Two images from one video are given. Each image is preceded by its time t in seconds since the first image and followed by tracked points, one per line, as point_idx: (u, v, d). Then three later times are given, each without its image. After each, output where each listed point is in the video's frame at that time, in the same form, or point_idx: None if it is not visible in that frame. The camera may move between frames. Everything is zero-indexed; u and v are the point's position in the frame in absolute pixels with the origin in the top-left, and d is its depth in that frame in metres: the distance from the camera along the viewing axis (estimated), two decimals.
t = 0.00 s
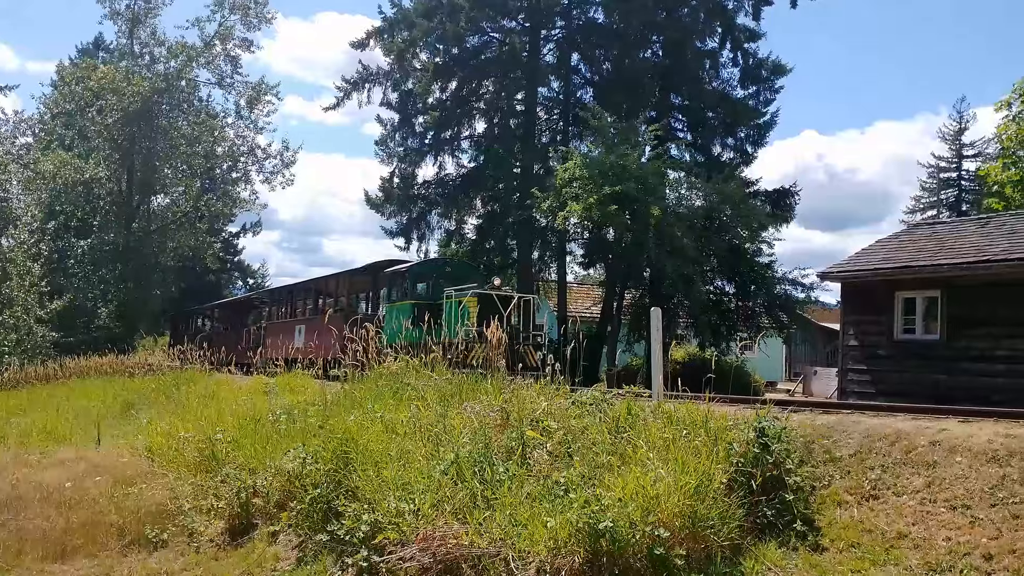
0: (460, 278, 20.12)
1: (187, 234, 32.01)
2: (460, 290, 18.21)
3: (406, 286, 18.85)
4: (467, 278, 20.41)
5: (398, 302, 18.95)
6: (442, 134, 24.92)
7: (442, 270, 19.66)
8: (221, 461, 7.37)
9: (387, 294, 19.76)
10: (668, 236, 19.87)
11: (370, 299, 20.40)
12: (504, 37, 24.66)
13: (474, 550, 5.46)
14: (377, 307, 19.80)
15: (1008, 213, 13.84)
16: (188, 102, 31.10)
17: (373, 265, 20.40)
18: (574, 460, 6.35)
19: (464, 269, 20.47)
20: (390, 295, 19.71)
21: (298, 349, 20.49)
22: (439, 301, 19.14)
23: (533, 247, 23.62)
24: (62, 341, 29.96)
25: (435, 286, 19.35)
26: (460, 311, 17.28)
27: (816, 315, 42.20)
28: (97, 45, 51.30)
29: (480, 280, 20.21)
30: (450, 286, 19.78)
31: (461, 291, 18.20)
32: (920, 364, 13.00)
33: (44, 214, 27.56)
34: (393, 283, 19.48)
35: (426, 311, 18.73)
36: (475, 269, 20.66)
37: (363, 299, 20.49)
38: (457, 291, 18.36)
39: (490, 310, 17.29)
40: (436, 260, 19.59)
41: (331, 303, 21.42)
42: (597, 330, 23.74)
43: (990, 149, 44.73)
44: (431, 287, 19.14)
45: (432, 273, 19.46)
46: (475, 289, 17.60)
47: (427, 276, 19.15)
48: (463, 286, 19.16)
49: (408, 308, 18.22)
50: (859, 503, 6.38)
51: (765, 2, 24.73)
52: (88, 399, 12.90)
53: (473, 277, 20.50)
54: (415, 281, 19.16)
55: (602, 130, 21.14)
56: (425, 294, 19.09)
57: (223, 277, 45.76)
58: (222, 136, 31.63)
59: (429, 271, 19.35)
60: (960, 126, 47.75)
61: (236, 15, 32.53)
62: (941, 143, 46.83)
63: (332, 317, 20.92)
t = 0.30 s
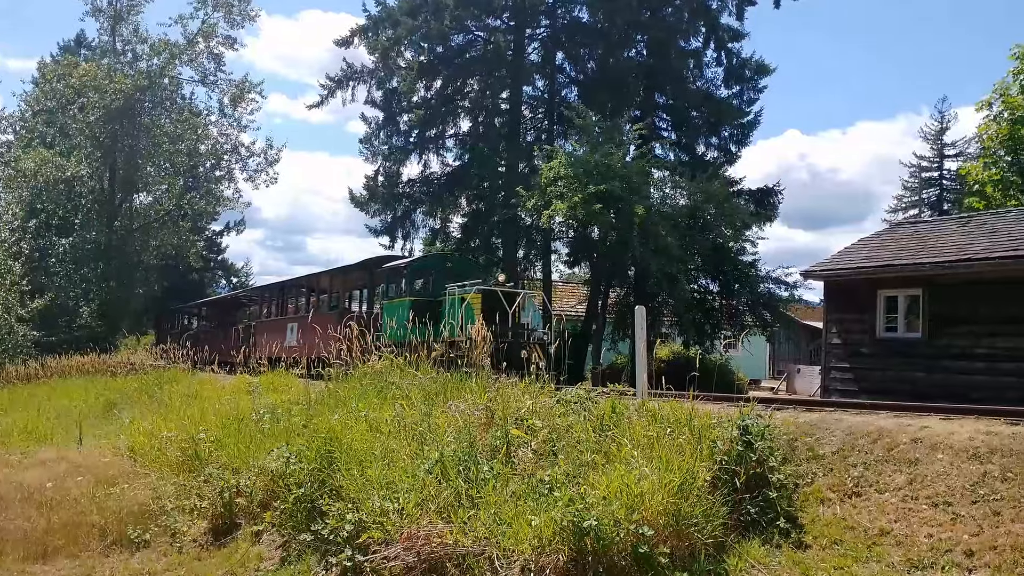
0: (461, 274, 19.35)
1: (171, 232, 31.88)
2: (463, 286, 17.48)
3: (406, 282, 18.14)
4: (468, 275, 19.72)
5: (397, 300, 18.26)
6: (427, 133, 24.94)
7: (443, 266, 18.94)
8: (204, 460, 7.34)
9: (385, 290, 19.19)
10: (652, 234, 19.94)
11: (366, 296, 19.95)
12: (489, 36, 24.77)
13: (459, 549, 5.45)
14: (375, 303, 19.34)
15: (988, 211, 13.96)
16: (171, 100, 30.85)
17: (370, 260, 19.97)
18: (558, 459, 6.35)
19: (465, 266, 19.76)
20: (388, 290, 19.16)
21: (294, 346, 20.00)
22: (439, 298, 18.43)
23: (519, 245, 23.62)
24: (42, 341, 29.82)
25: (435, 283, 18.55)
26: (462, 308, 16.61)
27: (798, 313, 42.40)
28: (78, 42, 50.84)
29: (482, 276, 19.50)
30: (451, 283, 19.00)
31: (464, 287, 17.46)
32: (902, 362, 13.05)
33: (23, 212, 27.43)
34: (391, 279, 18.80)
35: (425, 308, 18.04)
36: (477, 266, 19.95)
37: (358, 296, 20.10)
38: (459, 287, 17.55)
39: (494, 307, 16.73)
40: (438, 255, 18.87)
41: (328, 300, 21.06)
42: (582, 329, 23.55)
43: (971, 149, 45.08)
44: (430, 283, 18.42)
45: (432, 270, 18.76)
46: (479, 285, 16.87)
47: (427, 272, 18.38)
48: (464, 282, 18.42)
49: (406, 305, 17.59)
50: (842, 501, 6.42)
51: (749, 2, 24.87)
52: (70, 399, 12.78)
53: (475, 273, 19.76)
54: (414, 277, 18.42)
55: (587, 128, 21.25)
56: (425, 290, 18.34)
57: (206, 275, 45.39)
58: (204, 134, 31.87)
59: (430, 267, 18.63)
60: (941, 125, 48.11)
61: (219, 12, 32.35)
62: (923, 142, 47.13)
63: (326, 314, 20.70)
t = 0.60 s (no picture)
0: (462, 271, 18.90)
1: (154, 230, 31.16)
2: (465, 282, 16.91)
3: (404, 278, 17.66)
4: (471, 271, 19.11)
5: (397, 297, 17.79)
6: (412, 130, 24.88)
7: (444, 262, 18.40)
8: (187, 460, 7.31)
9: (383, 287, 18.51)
10: (637, 233, 19.98)
11: (363, 292, 19.30)
12: (474, 33, 24.84)
13: (444, 548, 5.44)
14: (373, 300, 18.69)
15: (969, 210, 14.09)
16: (154, 97, 30.54)
17: (367, 257, 19.33)
18: (543, 457, 6.35)
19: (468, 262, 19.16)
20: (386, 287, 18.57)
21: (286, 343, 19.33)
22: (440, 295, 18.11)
23: (504, 244, 23.66)
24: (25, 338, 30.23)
25: (435, 280, 18.24)
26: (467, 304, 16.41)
27: (781, 313, 42.52)
28: (60, 39, 50.35)
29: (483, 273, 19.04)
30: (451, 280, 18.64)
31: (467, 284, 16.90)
32: (885, 360, 13.08)
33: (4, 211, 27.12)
34: (389, 275, 18.31)
35: (426, 305, 17.69)
36: (479, 261, 19.36)
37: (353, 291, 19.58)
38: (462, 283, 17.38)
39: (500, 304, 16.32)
40: (437, 251, 18.34)
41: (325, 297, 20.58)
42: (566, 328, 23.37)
43: (952, 148, 45.35)
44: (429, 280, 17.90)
45: (431, 265, 18.23)
46: (484, 280, 16.59)
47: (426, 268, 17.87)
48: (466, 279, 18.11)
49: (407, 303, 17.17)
50: (825, 498, 6.46)
51: (733, 2, 24.97)
52: (51, 398, 12.67)
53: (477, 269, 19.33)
54: (412, 273, 17.89)
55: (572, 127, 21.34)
56: (426, 287, 17.98)
57: (190, 274, 44.94)
58: (188, 132, 31.26)
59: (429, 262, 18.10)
60: (924, 125, 48.38)
61: (203, 9, 32.14)
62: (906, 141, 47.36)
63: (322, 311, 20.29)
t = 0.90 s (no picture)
0: (462, 266, 18.36)
1: (133, 228, 30.69)
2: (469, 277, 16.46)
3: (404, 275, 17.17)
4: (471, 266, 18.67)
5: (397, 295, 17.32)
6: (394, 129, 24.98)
7: (445, 258, 17.89)
8: (167, 460, 7.27)
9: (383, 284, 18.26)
10: (619, 232, 19.96)
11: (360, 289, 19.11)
12: (457, 32, 25.22)
13: (425, 547, 5.43)
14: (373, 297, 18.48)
15: (948, 210, 14.22)
16: (134, 95, 30.20)
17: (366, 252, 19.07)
18: (525, 456, 6.35)
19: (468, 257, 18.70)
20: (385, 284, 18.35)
21: (269, 338, 18.95)
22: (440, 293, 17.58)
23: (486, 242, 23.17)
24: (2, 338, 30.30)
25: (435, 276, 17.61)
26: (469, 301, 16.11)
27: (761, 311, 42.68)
28: (38, 36, 49.79)
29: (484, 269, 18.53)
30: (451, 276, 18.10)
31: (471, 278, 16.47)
32: (865, 358, 13.15)
33: None
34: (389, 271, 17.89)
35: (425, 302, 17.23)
36: (479, 255, 18.90)
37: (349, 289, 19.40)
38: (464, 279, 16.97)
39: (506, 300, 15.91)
40: (439, 246, 17.81)
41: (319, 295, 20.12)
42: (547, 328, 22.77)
43: (932, 148, 45.68)
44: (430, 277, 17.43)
45: (432, 261, 17.71)
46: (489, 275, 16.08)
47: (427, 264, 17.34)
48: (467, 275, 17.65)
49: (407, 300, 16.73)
50: (804, 495, 6.50)
51: (714, 2, 25.13)
52: (29, 399, 12.49)
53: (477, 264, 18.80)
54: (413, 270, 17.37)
55: (554, 126, 21.79)
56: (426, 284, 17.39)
57: (170, 273, 44.40)
58: (168, 130, 30.70)
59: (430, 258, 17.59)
60: (903, 125, 48.77)
61: (184, 6, 31.92)
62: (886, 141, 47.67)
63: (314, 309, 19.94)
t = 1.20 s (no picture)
0: (462, 261, 17.92)
1: (108, 226, 29.74)
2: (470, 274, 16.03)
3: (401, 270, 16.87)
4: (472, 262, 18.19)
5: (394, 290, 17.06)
6: (372, 126, 25.07)
7: (444, 253, 17.51)
8: (142, 460, 7.22)
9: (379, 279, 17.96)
10: (597, 229, 20.04)
11: (352, 286, 18.79)
12: (435, 30, 24.99)
13: (403, 545, 5.42)
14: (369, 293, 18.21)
15: (922, 209, 14.40)
16: (109, 91, 29.73)
17: (359, 250, 18.97)
18: (503, 454, 6.36)
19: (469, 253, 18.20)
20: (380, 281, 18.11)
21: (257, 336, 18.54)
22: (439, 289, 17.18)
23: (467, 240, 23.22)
24: None
25: (434, 272, 17.27)
26: (472, 297, 15.67)
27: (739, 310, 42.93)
28: (11, 31, 49.06)
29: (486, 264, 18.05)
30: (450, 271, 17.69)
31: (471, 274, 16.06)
32: (840, 356, 13.26)
33: None
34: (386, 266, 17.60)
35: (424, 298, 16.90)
36: (481, 250, 18.41)
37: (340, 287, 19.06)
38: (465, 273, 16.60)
39: (509, 296, 15.45)
40: (438, 241, 17.45)
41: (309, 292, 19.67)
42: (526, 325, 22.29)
43: (907, 147, 46.10)
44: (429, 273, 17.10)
45: (431, 257, 17.37)
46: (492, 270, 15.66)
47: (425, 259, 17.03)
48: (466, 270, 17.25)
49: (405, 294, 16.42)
50: (780, 492, 6.56)
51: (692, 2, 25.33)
52: None
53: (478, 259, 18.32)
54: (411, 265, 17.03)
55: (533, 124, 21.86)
56: (424, 280, 17.06)
57: (146, 271, 43.78)
58: (144, 126, 30.74)
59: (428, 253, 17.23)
60: (878, 124, 49.23)
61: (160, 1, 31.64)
62: (862, 141, 48.05)
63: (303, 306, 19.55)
